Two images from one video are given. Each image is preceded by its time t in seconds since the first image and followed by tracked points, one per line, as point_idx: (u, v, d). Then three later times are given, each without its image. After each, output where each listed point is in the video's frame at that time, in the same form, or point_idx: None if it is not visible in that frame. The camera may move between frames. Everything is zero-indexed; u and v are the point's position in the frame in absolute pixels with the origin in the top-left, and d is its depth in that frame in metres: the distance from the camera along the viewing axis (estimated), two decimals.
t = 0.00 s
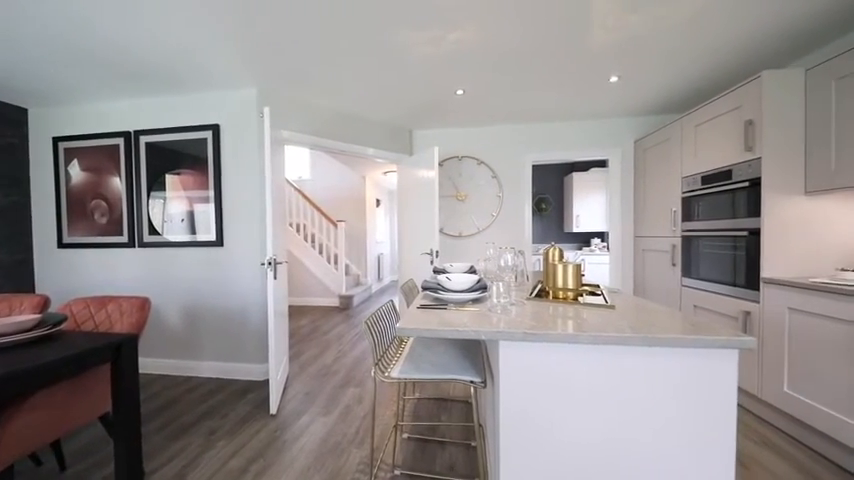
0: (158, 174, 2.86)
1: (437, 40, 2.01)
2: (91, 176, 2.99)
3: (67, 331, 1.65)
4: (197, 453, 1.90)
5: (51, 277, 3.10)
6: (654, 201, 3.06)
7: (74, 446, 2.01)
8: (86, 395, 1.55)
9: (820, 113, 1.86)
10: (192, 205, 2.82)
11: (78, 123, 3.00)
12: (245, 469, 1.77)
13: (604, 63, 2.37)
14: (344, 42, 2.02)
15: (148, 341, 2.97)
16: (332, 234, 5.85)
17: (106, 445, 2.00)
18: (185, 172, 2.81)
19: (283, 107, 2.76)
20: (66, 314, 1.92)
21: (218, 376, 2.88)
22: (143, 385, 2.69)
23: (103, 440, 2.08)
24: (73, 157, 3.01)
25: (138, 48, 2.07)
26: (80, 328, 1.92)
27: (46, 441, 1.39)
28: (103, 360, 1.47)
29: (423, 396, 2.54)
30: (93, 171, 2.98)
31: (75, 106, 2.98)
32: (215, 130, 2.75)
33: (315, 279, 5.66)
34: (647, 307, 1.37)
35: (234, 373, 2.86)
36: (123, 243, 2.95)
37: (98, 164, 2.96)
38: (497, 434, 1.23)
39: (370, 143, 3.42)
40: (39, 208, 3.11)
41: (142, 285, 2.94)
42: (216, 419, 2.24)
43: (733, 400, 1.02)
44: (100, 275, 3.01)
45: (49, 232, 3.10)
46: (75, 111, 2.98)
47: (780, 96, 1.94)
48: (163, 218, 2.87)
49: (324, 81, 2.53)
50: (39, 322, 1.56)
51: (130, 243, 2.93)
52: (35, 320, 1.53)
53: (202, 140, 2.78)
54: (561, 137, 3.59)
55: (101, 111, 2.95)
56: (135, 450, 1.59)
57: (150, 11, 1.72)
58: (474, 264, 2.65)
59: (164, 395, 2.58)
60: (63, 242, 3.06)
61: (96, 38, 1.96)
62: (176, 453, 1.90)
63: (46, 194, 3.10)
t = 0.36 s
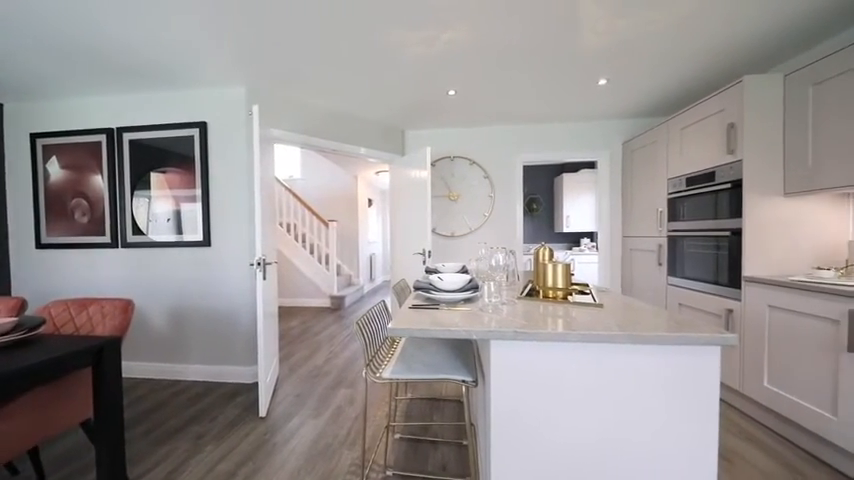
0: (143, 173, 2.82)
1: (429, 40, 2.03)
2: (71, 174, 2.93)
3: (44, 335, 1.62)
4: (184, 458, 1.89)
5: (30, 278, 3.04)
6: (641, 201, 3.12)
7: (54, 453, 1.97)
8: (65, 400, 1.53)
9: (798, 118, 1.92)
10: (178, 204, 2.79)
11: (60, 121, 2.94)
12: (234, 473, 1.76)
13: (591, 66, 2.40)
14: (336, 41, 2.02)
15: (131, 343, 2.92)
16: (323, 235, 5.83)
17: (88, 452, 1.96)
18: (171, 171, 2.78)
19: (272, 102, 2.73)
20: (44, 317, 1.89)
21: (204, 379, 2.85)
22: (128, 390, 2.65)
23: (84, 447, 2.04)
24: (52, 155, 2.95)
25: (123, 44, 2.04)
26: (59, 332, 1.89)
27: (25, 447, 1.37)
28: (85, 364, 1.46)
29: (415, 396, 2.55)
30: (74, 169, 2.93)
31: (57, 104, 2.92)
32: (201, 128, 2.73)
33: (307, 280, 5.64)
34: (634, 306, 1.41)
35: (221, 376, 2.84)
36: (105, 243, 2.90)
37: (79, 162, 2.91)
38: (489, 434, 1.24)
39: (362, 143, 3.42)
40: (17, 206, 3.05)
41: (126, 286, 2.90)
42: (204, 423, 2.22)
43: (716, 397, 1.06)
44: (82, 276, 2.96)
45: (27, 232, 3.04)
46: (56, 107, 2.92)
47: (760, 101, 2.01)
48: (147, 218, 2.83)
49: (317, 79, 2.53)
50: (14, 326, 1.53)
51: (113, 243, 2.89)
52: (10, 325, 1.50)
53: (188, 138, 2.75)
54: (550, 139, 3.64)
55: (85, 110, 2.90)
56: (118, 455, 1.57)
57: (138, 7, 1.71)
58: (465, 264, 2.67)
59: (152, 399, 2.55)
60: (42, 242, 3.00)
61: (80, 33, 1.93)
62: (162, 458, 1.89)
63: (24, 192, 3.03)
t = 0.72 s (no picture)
0: (124, 171, 2.77)
1: (419, 40, 2.05)
2: (47, 171, 2.86)
3: (16, 339, 1.58)
4: (168, 463, 1.86)
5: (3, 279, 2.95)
6: (627, 202, 3.18)
7: (29, 462, 1.92)
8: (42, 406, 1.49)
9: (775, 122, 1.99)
10: (161, 202, 2.75)
11: (38, 118, 2.86)
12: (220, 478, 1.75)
13: (577, 69, 2.44)
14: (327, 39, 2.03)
15: (111, 346, 2.86)
16: (312, 234, 5.79)
17: (65, 461, 1.91)
18: (154, 169, 2.74)
19: (261, 101, 2.72)
20: (17, 320, 1.85)
21: (189, 383, 2.82)
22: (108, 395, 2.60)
23: (61, 456, 1.99)
24: (26, 151, 2.87)
25: (108, 37, 2.01)
26: (34, 336, 1.86)
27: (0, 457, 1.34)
28: (62, 368, 1.44)
29: (406, 397, 2.57)
30: (49, 166, 2.85)
31: (36, 100, 2.85)
32: (187, 125, 2.70)
33: (296, 280, 5.61)
34: (620, 304, 1.45)
35: (205, 379, 2.82)
36: (83, 243, 2.84)
37: (56, 158, 2.84)
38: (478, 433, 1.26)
39: (353, 142, 3.43)
40: None
41: (107, 287, 2.85)
42: (188, 428, 2.19)
43: (696, 392, 1.10)
44: (60, 277, 2.89)
45: None
46: (35, 104, 2.85)
47: (739, 106, 2.07)
48: (129, 217, 2.79)
49: (307, 77, 2.53)
50: None
51: (92, 244, 2.83)
52: None
53: (173, 135, 2.72)
54: (539, 140, 3.70)
55: (64, 106, 2.83)
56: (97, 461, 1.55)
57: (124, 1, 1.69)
58: (455, 264, 2.70)
59: (135, 404, 2.51)
60: (15, 242, 2.91)
61: (62, 25, 1.89)
62: (146, 464, 1.86)
63: None
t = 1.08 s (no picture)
0: (106, 169, 2.72)
1: (410, 40, 2.06)
2: (24, 168, 2.76)
3: None
4: (154, 468, 1.84)
5: None
6: (615, 203, 3.24)
7: (7, 469, 1.87)
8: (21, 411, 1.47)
9: (756, 126, 2.05)
10: (145, 202, 2.71)
11: (18, 113, 2.79)
12: None
13: (565, 71, 2.47)
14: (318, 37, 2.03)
15: (94, 348, 2.81)
16: (303, 234, 5.76)
17: (44, 467, 1.87)
18: (138, 167, 2.70)
19: (250, 101, 2.69)
20: None
21: (176, 386, 2.79)
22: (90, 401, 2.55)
23: (40, 462, 1.95)
24: (3, 148, 2.78)
25: (93, 30, 1.97)
26: (11, 340, 1.82)
27: None
28: (43, 372, 1.42)
29: (398, 397, 2.58)
30: (27, 163, 2.76)
31: (15, 96, 2.77)
32: (172, 123, 2.67)
33: (287, 281, 5.57)
34: (609, 303, 1.48)
35: (191, 382, 2.79)
36: (63, 243, 2.76)
37: (34, 155, 2.75)
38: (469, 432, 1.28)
39: (344, 141, 3.42)
40: None
41: (89, 289, 2.79)
42: (174, 433, 2.16)
43: (681, 389, 1.14)
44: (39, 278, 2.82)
45: None
46: (15, 99, 2.77)
47: (722, 110, 2.13)
48: (111, 217, 2.73)
49: (298, 76, 2.52)
50: None
51: (72, 244, 2.76)
52: None
53: (158, 132, 2.68)
54: (529, 141, 3.74)
55: (46, 102, 2.76)
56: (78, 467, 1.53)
57: None
58: (447, 264, 2.72)
59: (120, 409, 2.47)
60: None
61: (43, 18, 1.85)
62: (131, 469, 1.83)
63: None
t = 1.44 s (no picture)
0: (88, 167, 2.67)
1: (401, 39, 2.07)
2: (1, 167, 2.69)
3: None
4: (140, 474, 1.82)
5: None
6: (604, 204, 3.30)
7: None
8: None
9: (738, 129, 2.11)
10: (130, 201, 2.67)
11: None
12: None
13: (554, 72, 2.49)
14: (309, 35, 2.02)
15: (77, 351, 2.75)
16: (294, 234, 5.73)
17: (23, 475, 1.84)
18: (122, 165, 2.66)
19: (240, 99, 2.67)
20: None
21: (162, 389, 2.75)
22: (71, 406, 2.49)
23: (19, 470, 1.91)
24: None
25: (76, 24, 1.93)
26: None
27: None
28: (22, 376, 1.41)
29: (390, 397, 2.59)
30: (5, 161, 2.69)
31: None
32: (158, 120, 2.64)
33: (278, 281, 5.54)
34: (598, 302, 1.51)
35: (178, 384, 2.75)
36: (42, 244, 2.70)
37: (12, 153, 2.68)
38: (460, 431, 1.30)
39: (335, 140, 3.40)
40: None
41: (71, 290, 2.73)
42: (161, 438, 2.14)
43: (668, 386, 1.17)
44: (17, 279, 2.74)
45: None
46: None
47: (706, 114, 2.19)
48: (94, 216, 2.68)
49: (290, 75, 2.52)
50: None
51: (51, 245, 2.70)
52: None
53: (143, 130, 2.65)
54: (521, 142, 3.78)
55: (29, 98, 2.69)
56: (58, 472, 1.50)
57: None
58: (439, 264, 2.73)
59: (104, 414, 2.42)
60: None
61: (24, 11, 1.81)
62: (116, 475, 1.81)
63: None
